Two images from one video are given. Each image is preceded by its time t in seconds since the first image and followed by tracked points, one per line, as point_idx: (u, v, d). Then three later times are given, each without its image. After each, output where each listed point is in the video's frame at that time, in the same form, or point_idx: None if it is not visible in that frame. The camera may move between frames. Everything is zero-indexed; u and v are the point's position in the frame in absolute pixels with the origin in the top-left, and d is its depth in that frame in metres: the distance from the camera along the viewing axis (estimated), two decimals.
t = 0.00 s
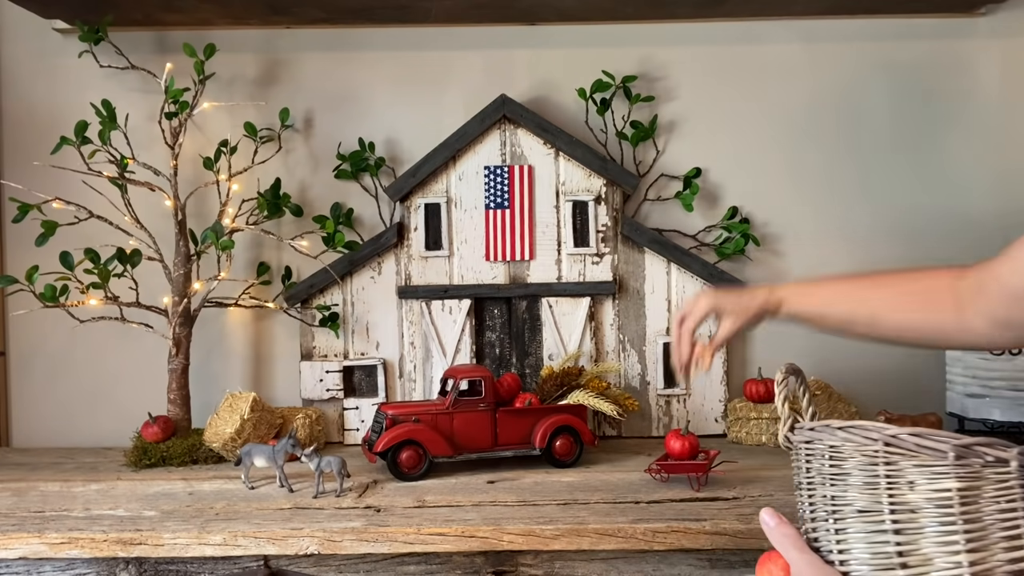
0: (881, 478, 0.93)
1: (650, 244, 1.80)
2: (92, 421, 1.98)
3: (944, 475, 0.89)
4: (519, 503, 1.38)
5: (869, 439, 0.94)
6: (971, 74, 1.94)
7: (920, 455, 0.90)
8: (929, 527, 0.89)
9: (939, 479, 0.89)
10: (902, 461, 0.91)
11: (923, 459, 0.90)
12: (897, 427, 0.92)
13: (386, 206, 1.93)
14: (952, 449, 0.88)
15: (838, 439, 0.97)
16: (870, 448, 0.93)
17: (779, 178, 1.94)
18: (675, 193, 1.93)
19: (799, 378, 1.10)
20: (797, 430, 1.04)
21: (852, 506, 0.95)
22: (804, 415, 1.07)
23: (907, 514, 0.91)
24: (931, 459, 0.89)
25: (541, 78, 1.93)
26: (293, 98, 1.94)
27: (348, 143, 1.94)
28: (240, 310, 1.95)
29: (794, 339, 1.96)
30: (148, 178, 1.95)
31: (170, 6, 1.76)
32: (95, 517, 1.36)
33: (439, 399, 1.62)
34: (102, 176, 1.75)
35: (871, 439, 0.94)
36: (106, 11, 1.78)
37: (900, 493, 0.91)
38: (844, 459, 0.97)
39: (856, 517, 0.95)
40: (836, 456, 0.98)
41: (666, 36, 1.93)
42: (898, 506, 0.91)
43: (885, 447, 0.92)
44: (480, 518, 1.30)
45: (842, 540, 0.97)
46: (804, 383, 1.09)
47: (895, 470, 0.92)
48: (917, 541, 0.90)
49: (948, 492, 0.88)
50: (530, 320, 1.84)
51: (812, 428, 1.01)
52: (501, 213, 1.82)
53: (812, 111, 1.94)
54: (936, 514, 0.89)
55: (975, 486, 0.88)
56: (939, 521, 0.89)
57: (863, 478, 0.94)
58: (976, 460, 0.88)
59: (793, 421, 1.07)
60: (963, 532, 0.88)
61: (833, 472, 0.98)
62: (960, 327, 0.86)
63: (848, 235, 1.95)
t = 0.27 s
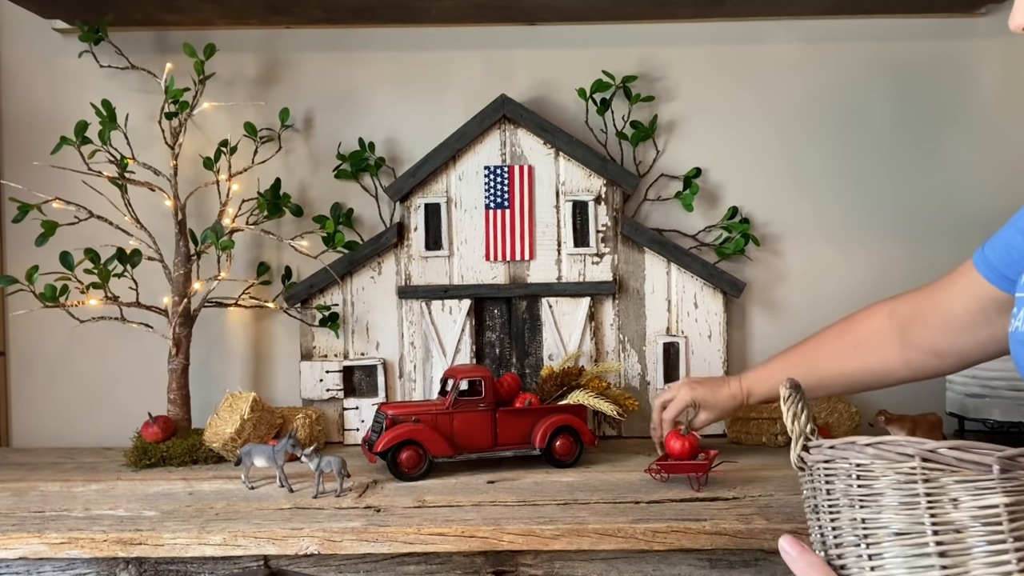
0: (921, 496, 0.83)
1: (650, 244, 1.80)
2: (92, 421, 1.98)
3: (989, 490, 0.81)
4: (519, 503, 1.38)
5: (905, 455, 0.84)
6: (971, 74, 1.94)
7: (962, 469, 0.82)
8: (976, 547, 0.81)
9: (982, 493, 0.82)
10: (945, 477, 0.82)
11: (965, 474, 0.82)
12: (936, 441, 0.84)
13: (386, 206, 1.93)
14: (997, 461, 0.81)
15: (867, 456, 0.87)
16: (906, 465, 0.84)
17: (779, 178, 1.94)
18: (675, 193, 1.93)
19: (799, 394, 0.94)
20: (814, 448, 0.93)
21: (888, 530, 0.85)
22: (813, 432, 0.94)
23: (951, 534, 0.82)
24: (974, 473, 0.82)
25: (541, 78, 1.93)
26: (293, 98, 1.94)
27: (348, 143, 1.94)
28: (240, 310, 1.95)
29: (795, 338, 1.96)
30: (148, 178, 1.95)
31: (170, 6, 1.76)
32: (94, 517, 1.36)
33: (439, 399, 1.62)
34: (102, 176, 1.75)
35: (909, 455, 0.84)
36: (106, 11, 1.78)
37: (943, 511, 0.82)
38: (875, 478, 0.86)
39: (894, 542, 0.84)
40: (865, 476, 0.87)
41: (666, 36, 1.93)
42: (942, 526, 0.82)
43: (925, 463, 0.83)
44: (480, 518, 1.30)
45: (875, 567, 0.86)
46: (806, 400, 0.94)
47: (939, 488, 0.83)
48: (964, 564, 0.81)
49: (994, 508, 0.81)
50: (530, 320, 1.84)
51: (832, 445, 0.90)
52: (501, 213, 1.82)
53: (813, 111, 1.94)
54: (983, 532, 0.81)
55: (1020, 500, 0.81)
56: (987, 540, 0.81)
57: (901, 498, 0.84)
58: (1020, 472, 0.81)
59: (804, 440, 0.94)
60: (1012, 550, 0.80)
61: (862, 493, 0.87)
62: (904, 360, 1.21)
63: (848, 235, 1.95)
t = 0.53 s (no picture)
0: (931, 508, 0.83)
1: (650, 244, 1.80)
2: (93, 421, 1.98)
3: (1002, 500, 0.80)
4: (519, 503, 1.38)
5: (914, 466, 0.84)
6: (970, 74, 1.94)
7: (973, 479, 0.82)
8: (990, 559, 0.80)
9: (996, 503, 0.81)
10: (955, 488, 0.82)
11: (976, 484, 0.82)
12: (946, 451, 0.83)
13: (386, 206, 1.93)
14: (1010, 470, 0.80)
15: (874, 466, 0.87)
16: (915, 475, 0.84)
17: (779, 178, 1.94)
18: (675, 193, 1.93)
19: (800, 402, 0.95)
20: (819, 459, 0.93)
21: (899, 541, 0.85)
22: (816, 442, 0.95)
23: (963, 546, 0.81)
24: (985, 483, 0.81)
25: (541, 78, 1.93)
26: (293, 98, 1.94)
27: (348, 143, 1.94)
28: (240, 310, 1.95)
29: (795, 338, 1.96)
30: (148, 178, 1.95)
31: (170, 6, 1.76)
32: (94, 517, 1.36)
33: (439, 399, 1.62)
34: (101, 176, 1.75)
35: (917, 465, 0.84)
36: (106, 11, 1.78)
37: (955, 523, 0.82)
38: (883, 488, 0.87)
39: (904, 554, 0.85)
40: (875, 487, 0.88)
41: (666, 36, 1.93)
42: (953, 537, 0.82)
43: (934, 473, 0.83)
44: (480, 518, 1.30)
45: None
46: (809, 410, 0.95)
47: (949, 498, 0.82)
48: None
49: (1007, 518, 0.80)
50: (530, 320, 1.84)
51: (837, 456, 0.91)
52: (501, 213, 1.82)
53: (813, 111, 1.94)
54: (995, 543, 0.80)
55: None
56: (1000, 551, 0.80)
57: (910, 510, 0.84)
58: None
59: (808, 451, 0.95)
60: None
61: (870, 504, 0.88)
62: (906, 366, 1.21)
63: (848, 236, 1.95)
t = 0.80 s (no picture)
0: (948, 513, 0.87)
1: (649, 244, 1.80)
2: (93, 421, 1.98)
3: (1020, 506, 0.85)
4: (519, 503, 1.38)
5: (932, 470, 0.89)
6: (970, 74, 1.94)
7: (993, 485, 0.86)
8: (1009, 566, 0.85)
9: (1015, 510, 0.85)
10: (974, 493, 0.86)
11: (996, 489, 0.86)
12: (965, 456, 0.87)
13: (386, 206, 1.93)
14: None
15: (890, 470, 0.92)
16: (933, 480, 0.88)
17: (779, 178, 1.94)
18: (675, 193, 1.93)
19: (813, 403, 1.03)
20: (834, 461, 0.98)
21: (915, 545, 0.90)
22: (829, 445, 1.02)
23: (982, 553, 0.86)
24: (1004, 489, 0.86)
25: (541, 78, 1.93)
26: (293, 98, 1.94)
27: (348, 143, 1.94)
28: (240, 310, 1.95)
29: (794, 338, 1.96)
30: (148, 178, 1.95)
31: (169, 6, 1.76)
32: (94, 517, 1.36)
33: (439, 399, 1.62)
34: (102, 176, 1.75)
35: (938, 471, 0.88)
36: (106, 11, 1.78)
37: (974, 529, 0.86)
38: (900, 493, 0.91)
39: (920, 558, 0.89)
40: (891, 491, 0.92)
41: (666, 36, 1.93)
42: (970, 542, 0.86)
43: (953, 479, 0.87)
44: (480, 518, 1.30)
45: None
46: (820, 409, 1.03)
47: (967, 503, 0.87)
48: None
49: None
50: (530, 320, 1.84)
51: (853, 458, 0.96)
52: (501, 213, 1.82)
53: (813, 112, 1.94)
54: (1012, 549, 0.85)
55: None
56: (1017, 557, 0.85)
57: (928, 514, 0.89)
58: None
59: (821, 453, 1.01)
60: None
61: (885, 507, 0.92)
62: (922, 361, 0.95)
63: (848, 235, 1.95)
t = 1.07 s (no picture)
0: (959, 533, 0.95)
1: (650, 244, 1.80)
2: (93, 421, 1.98)
3: None
4: (519, 503, 1.38)
5: (942, 491, 0.96)
6: (970, 74, 1.94)
7: (1004, 504, 0.93)
8: None
9: (1022, 527, 0.93)
10: (983, 511, 0.94)
11: (1006, 509, 0.93)
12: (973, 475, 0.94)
13: (386, 206, 1.93)
14: None
15: (899, 491, 0.98)
16: (943, 500, 0.96)
17: (779, 178, 1.94)
18: (675, 193, 1.93)
19: (817, 416, 1.05)
20: (839, 479, 1.04)
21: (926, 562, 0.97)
22: (832, 459, 1.06)
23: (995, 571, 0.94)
24: (1012, 507, 0.93)
25: (541, 78, 1.93)
26: (293, 98, 1.94)
27: (348, 143, 1.94)
28: (240, 310, 1.95)
29: (794, 338, 1.96)
30: (148, 178, 1.95)
31: (169, 6, 1.75)
32: (94, 517, 1.36)
33: (439, 399, 1.62)
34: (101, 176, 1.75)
35: (946, 493, 0.95)
36: (106, 11, 1.78)
37: (987, 549, 0.94)
38: (909, 513, 0.98)
39: None
40: (901, 511, 0.99)
41: (665, 36, 1.93)
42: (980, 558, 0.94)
43: (962, 500, 0.95)
44: (480, 518, 1.30)
45: None
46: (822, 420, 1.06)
47: (977, 521, 0.94)
48: None
49: None
50: (530, 320, 1.84)
51: (859, 478, 1.02)
52: (501, 213, 1.82)
53: (813, 112, 1.94)
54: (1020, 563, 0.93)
55: None
56: None
57: (937, 534, 0.96)
58: None
59: (826, 470, 1.06)
60: None
61: (895, 528, 0.99)
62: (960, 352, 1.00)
63: (848, 236, 1.95)
